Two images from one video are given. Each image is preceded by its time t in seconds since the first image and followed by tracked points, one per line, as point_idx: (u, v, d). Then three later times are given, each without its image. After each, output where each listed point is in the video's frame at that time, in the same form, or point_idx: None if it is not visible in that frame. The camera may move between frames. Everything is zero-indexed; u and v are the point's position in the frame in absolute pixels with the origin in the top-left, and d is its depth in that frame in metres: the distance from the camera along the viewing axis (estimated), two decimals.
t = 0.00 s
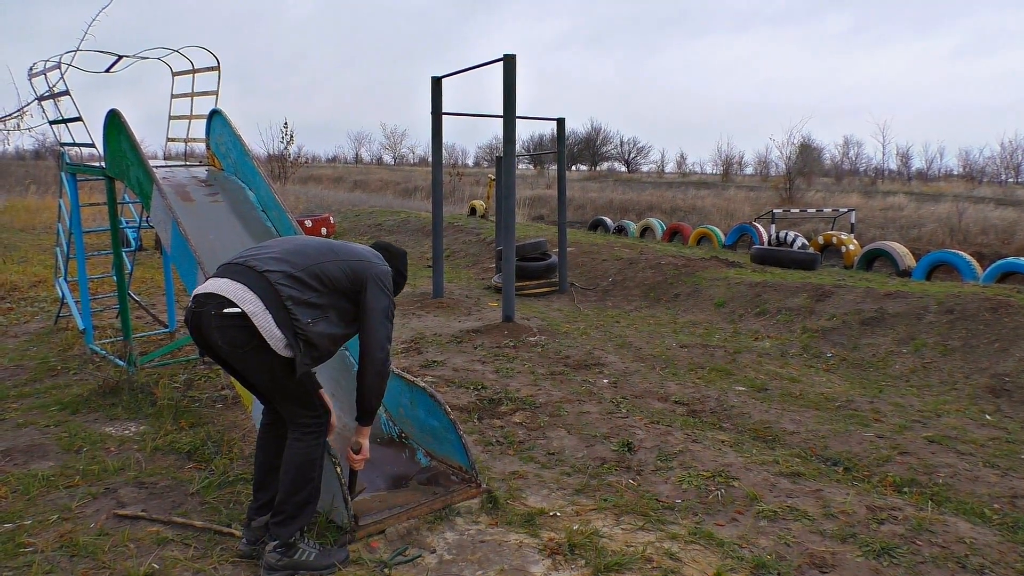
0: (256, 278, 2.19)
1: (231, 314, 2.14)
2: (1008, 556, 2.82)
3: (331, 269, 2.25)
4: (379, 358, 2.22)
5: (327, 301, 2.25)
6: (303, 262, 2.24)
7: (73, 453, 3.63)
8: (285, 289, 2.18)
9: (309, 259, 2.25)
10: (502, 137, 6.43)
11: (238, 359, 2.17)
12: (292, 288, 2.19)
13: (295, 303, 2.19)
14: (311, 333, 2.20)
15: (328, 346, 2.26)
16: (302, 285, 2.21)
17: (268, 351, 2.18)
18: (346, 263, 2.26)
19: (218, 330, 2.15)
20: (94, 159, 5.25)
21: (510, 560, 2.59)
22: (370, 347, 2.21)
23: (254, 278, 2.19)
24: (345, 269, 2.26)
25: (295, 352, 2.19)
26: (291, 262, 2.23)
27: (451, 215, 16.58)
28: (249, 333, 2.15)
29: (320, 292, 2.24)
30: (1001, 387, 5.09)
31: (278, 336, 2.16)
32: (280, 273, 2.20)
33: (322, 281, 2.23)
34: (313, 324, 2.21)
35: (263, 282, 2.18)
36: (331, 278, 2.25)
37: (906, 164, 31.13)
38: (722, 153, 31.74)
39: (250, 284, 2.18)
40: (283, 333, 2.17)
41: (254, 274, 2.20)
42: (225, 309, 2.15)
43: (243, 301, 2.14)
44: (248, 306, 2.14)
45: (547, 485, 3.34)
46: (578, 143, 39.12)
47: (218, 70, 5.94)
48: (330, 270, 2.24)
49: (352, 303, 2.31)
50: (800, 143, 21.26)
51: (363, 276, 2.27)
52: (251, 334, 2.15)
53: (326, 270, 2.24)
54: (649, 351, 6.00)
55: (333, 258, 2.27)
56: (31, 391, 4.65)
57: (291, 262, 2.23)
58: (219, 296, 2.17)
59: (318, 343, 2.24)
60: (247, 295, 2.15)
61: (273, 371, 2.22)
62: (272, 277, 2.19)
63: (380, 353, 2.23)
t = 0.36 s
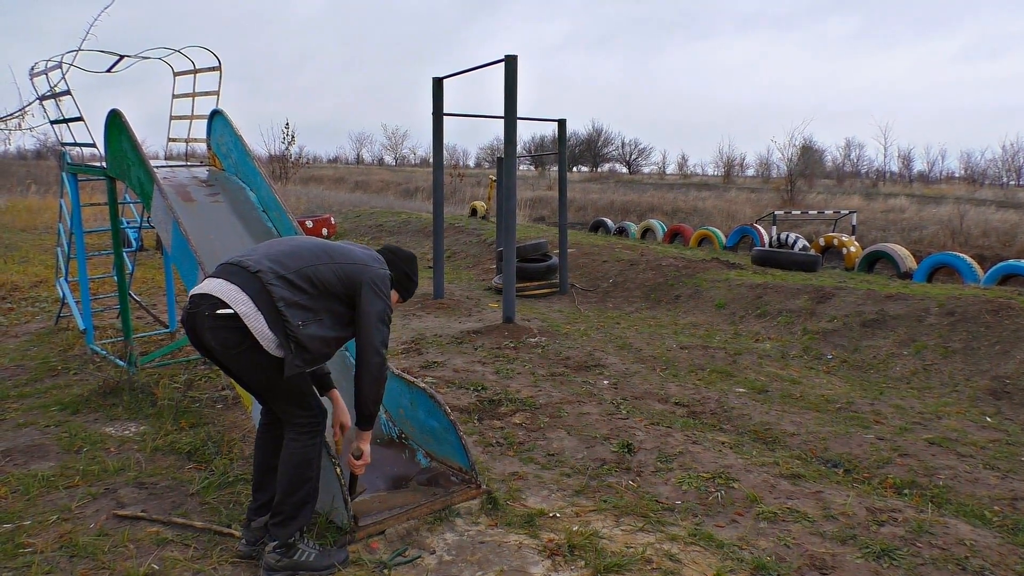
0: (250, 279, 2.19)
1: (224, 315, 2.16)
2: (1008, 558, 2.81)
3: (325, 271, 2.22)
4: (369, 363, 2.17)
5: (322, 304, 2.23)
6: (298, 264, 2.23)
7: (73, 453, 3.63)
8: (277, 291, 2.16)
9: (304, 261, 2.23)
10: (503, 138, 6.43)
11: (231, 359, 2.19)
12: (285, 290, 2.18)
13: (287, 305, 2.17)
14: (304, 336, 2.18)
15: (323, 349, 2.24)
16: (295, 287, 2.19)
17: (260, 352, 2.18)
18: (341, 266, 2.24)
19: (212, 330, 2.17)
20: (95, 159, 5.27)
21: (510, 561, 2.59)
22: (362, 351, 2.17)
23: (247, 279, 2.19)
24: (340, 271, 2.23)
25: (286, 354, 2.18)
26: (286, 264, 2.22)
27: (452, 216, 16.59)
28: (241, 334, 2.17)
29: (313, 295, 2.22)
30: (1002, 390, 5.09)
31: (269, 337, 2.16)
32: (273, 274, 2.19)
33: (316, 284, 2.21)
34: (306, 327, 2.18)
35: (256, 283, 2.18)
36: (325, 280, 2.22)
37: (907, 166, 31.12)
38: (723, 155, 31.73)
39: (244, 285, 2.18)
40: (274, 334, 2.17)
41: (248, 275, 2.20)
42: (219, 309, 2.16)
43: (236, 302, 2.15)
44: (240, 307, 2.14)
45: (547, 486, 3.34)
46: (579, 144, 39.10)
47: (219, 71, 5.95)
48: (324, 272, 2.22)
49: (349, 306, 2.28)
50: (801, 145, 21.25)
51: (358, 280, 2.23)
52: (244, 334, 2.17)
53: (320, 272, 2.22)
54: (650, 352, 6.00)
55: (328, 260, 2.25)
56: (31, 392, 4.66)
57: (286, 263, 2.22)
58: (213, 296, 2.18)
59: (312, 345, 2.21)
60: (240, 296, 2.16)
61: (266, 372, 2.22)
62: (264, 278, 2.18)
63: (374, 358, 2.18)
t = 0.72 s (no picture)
0: (237, 279, 2.22)
1: (211, 315, 2.20)
2: (1008, 556, 2.82)
3: (313, 270, 2.21)
4: (357, 362, 2.12)
5: (310, 303, 2.22)
6: (286, 263, 2.23)
7: (72, 454, 3.63)
8: (263, 290, 2.17)
9: (293, 260, 2.23)
10: (502, 138, 6.43)
11: (222, 357, 2.24)
12: (271, 290, 2.18)
13: (272, 304, 2.17)
14: (289, 335, 2.17)
15: (312, 347, 2.22)
16: (283, 286, 2.20)
17: (249, 350, 2.22)
18: (330, 265, 2.22)
19: (201, 330, 2.22)
20: (94, 160, 5.26)
21: (510, 560, 2.59)
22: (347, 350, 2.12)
23: (235, 279, 2.22)
24: (328, 270, 2.21)
25: (271, 353, 2.19)
26: (273, 263, 2.23)
27: (451, 216, 16.59)
28: (230, 333, 2.21)
29: (301, 294, 2.21)
30: (1001, 388, 5.09)
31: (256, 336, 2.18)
32: (260, 273, 2.20)
33: (302, 283, 2.21)
34: (290, 326, 2.17)
35: (243, 282, 2.20)
36: (312, 279, 2.21)
37: (906, 165, 31.14)
38: (722, 154, 31.74)
39: (232, 285, 2.21)
40: (259, 333, 2.19)
41: (236, 275, 2.23)
42: (207, 309, 2.21)
43: (221, 302, 2.18)
44: (226, 306, 2.18)
45: (546, 486, 3.34)
46: (578, 144, 39.09)
47: (217, 71, 5.95)
48: (311, 271, 2.21)
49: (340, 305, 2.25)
50: (801, 144, 21.25)
51: (347, 278, 2.21)
52: (232, 333, 2.21)
53: (307, 271, 2.21)
54: (649, 351, 6.00)
55: (317, 258, 2.23)
56: (31, 393, 4.65)
57: (274, 263, 2.22)
58: (201, 296, 2.21)
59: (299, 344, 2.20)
60: (226, 296, 2.19)
61: (258, 369, 2.26)
62: (250, 277, 2.19)
63: (361, 358, 2.12)
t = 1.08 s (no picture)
0: (230, 279, 2.22)
1: (205, 316, 2.21)
2: (1009, 552, 2.82)
3: (306, 272, 2.21)
4: (353, 365, 2.12)
5: (305, 304, 2.22)
6: (279, 264, 2.22)
7: (73, 455, 3.63)
8: (255, 292, 2.17)
9: (287, 261, 2.23)
10: (501, 136, 6.43)
11: (216, 357, 2.26)
12: (264, 292, 2.18)
13: (265, 306, 2.17)
14: (281, 337, 2.18)
15: (306, 348, 2.22)
16: (275, 288, 2.19)
17: (242, 350, 2.24)
18: (323, 266, 2.21)
19: (195, 331, 2.24)
20: (93, 161, 5.26)
21: (511, 558, 2.60)
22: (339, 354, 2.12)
23: (228, 280, 2.22)
24: (321, 272, 2.20)
25: (264, 354, 2.20)
26: (267, 264, 2.22)
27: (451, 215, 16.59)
28: (224, 334, 2.23)
29: (295, 296, 2.21)
30: (1000, 384, 5.10)
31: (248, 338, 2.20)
32: (252, 274, 2.20)
33: (295, 284, 2.20)
34: (282, 329, 2.17)
35: (236, 283, 2.21)
36: (305, 280, 2.20)
37: (905, 163, 31.16)
38: (721, 152, 31.77)
39: (224, 286, 2.21)
40: (251, 335, 2.19)
41: (230, 275, 2.23)
42: (200, 310, 2.22)
43: (214, 303, 2.19)
44: (218, 307, 2.18)
45: (547, 484, 3.34)
46: (577, 143, 39.11)
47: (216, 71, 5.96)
48: (304, 273, 2.20)
49: (335, 305, 2.24)
50: (800, 142, 21.26)
51: (341, 279, 2.19)
52: (226, 334, 2.23)
53: (300, 273, 2.20)
54: (649, 350, 6.00)
55: (311, 259, 2.22)
56: (31, 394, 4.65)
57: (267, 264, 2.22)
58: (194, 296, 2.22)
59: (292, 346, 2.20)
60: (219, 297, 2.20)
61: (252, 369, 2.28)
62: (243, 279, 2.19)
63: (355, 360, 2.12)
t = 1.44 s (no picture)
0: (227, 279, 2.22)
1: (201, 316, 2.22)
2: (1007, 548, 2.82)
3: (303, 271, 2.20)
4: (348, 365, 2.11)
5: (302, 304, 2.21)
6: (276, 264, 2.22)
7: (72, 455, 3.63)
8: (251, 291, 2.17)
9: (284, 261, 2.23)
10: (500, 134, 6.43)
11: (213, 357, 2.26)
12: (260, 291, 2.18)
13: (261, 306, 2.17)
14: (277, 336, 2.17)
15: (302, 347, 2.22)
16: (273, 287, 2.19)
17: (239, 350, 2.24)
18: (320, 265, 2.21)
19: (192, 331, 2.24)
20: (91, 160, 5.25)
21: (511, 556, 2.60)
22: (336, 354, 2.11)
23: (224, 279, 2.22)
24: (318, 271, 2.20)
25: (259, 354, 2.19)
26: (264, 264, 2.22)
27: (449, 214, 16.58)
28: (220, 334, 2.23)
29: (291, 296, 2.21)
30: (999, 381, 5.10)
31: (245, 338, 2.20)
32: (248, 275, 2.20)
33: (292, 284, 2.20)
34: (278, 329, 2.17)
35: (232, 283, 2.21)
36: (302, 280, 2.20)
37: (904, 160, 31.16)
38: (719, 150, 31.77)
39: (221, 286, 2.21)
40: (248, 335, 2.19)
41: (227, 275, 2.23)
42: (197, 310, 2.22)
43: (211, 303, 2.19)
44: (215, 306, 2.19)
45: (546, 482, 3.34)
46: (576, 140, 39.11)
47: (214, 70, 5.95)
48: (301, 272, 2.20)
49: (333, 305, 2.24)
50: (798, 139, 21.27)
51: (338, 279, 2.19)
52: (222, 334, 2.23)
53: (297, 272, 2.20)
54: (648, 347, 6.01)
55: (308, 259, 2.22)
56: (30, 394, 4.65)
57: (264, 263, 2.22)
58: (191, 296, 2.23)
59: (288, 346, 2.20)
60: (215, 297, 2.20)
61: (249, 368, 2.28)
62: (238, 279, 2.19)
63: (351, 360, 2.12)
